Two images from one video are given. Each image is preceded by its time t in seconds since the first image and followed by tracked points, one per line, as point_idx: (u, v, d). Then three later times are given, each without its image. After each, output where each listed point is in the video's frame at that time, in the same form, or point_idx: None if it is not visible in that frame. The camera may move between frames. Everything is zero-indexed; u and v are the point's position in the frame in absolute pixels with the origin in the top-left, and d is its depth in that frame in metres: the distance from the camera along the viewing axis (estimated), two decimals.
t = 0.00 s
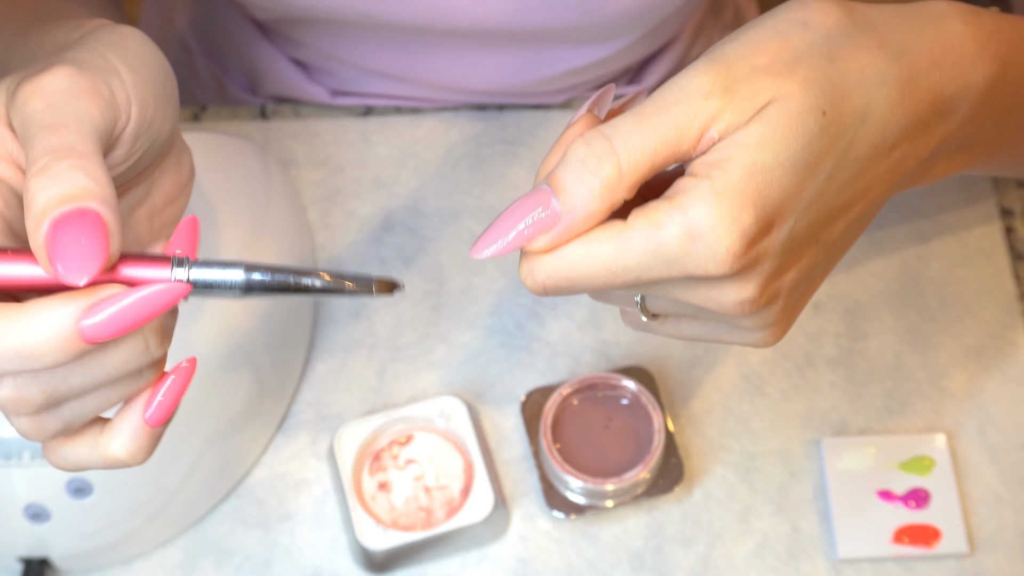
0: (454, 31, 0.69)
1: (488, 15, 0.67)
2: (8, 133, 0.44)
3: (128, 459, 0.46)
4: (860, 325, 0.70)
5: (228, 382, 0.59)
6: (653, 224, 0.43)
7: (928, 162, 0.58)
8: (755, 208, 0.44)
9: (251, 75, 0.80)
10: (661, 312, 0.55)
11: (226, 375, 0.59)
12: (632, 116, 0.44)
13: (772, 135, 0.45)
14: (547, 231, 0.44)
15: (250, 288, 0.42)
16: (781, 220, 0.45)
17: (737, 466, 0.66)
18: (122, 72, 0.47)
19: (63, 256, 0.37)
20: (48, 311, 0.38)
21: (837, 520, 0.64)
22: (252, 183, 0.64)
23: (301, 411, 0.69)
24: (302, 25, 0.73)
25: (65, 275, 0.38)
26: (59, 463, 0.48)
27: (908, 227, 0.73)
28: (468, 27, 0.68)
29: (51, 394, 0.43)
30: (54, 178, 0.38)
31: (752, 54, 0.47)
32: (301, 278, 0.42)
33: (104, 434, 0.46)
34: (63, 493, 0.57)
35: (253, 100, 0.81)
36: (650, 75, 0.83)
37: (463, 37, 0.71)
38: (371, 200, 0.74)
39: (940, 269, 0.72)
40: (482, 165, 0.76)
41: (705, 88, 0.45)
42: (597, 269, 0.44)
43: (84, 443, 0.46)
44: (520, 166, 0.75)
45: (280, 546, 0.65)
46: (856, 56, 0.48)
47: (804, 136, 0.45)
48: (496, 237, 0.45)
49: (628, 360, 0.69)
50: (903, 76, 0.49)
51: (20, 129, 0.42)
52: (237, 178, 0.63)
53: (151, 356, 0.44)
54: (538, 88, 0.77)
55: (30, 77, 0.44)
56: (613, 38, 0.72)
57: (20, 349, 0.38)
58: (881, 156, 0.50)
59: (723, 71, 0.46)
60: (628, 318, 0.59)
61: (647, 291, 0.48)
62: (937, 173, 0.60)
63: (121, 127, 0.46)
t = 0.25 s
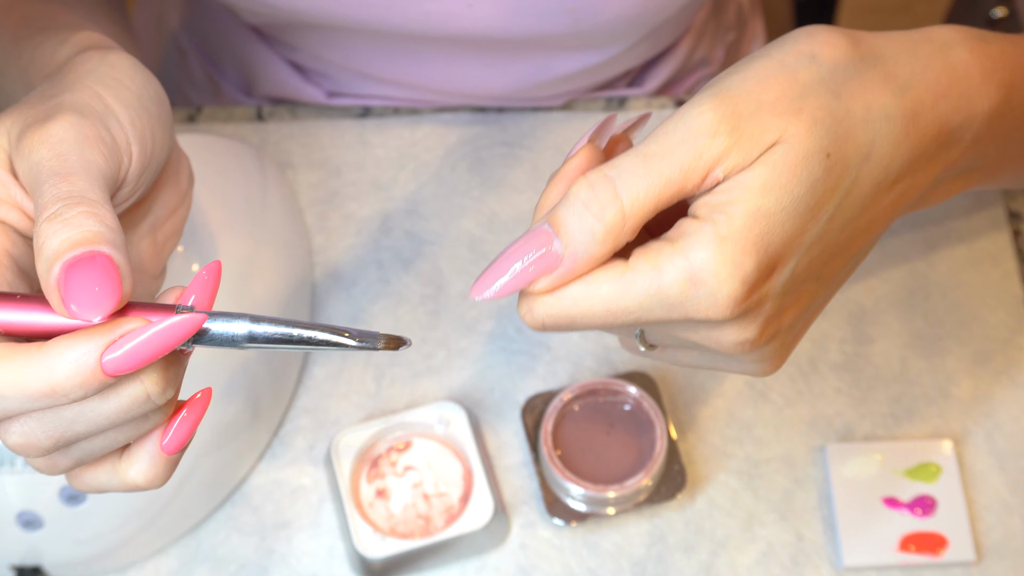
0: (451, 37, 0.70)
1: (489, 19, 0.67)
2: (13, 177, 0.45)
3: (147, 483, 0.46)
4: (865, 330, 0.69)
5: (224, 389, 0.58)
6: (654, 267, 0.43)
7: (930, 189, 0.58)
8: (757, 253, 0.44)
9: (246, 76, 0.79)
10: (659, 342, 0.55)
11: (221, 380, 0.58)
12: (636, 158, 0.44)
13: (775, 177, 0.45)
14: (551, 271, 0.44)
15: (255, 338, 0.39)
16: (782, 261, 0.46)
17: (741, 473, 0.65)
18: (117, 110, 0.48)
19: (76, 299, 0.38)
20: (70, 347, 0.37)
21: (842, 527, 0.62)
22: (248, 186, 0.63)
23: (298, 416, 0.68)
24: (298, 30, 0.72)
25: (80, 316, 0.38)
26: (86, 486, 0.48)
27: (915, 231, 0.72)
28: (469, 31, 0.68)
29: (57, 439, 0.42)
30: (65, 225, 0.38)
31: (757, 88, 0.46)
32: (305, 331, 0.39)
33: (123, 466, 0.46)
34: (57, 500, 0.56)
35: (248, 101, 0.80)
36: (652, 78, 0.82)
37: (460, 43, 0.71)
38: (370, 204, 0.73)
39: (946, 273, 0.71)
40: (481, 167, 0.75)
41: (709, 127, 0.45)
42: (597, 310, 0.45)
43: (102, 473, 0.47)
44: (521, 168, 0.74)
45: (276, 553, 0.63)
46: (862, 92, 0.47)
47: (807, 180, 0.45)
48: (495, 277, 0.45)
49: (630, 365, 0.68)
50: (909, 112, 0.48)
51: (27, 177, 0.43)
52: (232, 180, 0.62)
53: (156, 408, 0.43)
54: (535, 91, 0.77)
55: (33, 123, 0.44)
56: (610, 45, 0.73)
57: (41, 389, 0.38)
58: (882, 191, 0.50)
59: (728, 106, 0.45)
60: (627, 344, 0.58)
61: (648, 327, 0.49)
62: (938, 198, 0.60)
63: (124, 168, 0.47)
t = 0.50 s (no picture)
0: (447, 37, 0.68)
1: (489, 18, 0.66)
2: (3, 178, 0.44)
3: (145, 486, 0.45)
4: (870, 334, 0.68)
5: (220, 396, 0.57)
6: (641, 303, 0.44)
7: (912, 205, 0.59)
8: (744, 285, 0.44)
9: (241, 78, 0.78)
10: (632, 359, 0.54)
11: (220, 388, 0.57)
12: (616, 195, 0.45)
13: (760, 211, 0.45)
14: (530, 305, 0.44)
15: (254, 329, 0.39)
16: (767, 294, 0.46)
17: (744, 480, 0.64)
18: (109, 111, 0.47)
19: (72, 293, 0.36)
20: (64, 340, 0.37)
21: (847, 535, 0.61)
22: (244, 188, 0.62)
23: (295, 422, 0.67)
24: (293, 33, 0.71)
25: (76, 311, 0.37)
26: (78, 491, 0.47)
27: (922, 234, 0.71)
28: (468, 31, 0.67)
29: (56, 437, 0.41)
30: (59, 221, 0.37)
31: (738, 123, 0.46)
32: (304, 321, 0.40)
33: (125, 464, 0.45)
34: (50, 508, 0.54)
35: (243, 103, 0.79)
36: (654, 79, 0.81)
37: (457, 45, 0.70)
38: (367, 206, 0.72)
39: (953, 277, 0.70)
40: (481, 169, 0.74)
41: (691, 162, 0.45)
42: (587, 352, 0.45)
43: (100, 475, 0.46)
44: (521, 170, 0.73)
45: (273, 562, 0.62)
46: (845, 120, 0.48)
47: (793, 210, 0.45)
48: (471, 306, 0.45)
49: (632, 370, 0.68)
50: (892, 138, 0.49)
51: (21, 176, 0.41)
52: (229, 182, 0.61)
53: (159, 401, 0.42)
54: (534, 93, 0.76)
55: (24, 124, 0.43)
56: (610, 45, 0.72)
57: (33, 383, 0.37)
58: (862, 217, 0.51)
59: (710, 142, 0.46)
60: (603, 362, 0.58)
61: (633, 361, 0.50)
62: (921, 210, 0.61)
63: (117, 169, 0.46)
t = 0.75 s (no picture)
0: (449, 35, 0.68)
1: (492, 18, 0.66)
2: (20, 150, 0.43)
3: (150, 469, 0.44)
4: (875, 339, 0.67)
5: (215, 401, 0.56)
6: (638, 323, 0.48)
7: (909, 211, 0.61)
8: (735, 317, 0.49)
9: (239, 79, 0.77)
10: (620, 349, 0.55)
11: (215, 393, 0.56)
12: (638, 210, 0.44)
13: (769, 244, 0.47)
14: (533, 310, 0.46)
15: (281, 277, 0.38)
16: (752, 322, 0.51)
17: (747, 486, 0.63)
18: (133, 93, 0.46)
19: (101, 244, 0.35)
20: (67, 297, 0.36)
21: (852, 542, 0.60)
22: (241, 189, 0.61)
23: (292, 428, 0.66)
24: (293, 32, 0.70)
25: (107, 263, 0.36)
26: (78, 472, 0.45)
27: (927, 238, 0.71)
28: (471, 30, 0.67)
29: (81, 393, 0.40)
30: (85, 180, 0.36)
31: (767, 147, 0.47)
32: (336, 270, 0.38)
33: (135, 440, 0.44)
34: (43, 514, 0.52)
35: (239, 104, 0.79)
36: (655, 80, 0.80)
37: (459, 44, 0.69)
38: (365, 210, 0.71)
39: (959, 281, 0.69)
40: (480, 172, 0.73)
41: (720, 186, 0.45)
42: (579, 355, 0.49)
43: (106, 453, 0.44)
44: (521, 172, 0.72)
45: (268, 570, 0.61)
46: (863, 154, 0.50)
47: (799, 246, 0.48)
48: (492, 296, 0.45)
49: (633, 376, 0.67)
50: (897, 173, 0.52)
51: (41, 146, 0.41)
52: (226, 184, 0.60)
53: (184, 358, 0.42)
54: (535, 93, 0.76)
55: (46, 96, 0.43)
56: (612, 45, 0.72)
57: (35, 341, 0.36)
58: (854, 239, 0.55)
59: (739, 163, 0.46)
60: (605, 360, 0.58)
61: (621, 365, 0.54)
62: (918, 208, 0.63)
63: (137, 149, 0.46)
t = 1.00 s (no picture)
0: (448, 40, 0.68)
1: (493, 20, 0.65)
2: (74, 127, 0.48)
3: (206, 456, 0.48)
4: (880, 343, 0.66)
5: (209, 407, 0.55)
6: (642, 310, 0.48)
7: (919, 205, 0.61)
8: (742, 309, 0.48)
9: (235, 80, 0.76)
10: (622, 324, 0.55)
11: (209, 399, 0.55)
12: (645, 194, 0.44)
13: (778, 234, 0.47)
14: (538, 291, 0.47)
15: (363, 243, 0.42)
16: (760, 314, 0.50)
17: (751, 493, 0.62)
18: (184, 75, 0.52)
19: (192, 213, 0.39)
20: (155, 262, 0.39)
21: (857, 550, 0.59)
22: (237, 190, 0.60)
23: (289, 434, 0.65)
24: (291, 34, 0.69)
25: (196, 231, 0.39)
26: (126, 461, 0.48)
27: (932, 240, 0.70)
28: (472, 32, 0.66)
29: (160, 362, 0.43)
30: (163, 151, 0.41)
31: (778, 134, 0.47)
32: (410, 235, 0.43)
33: (192, 425, 0.47)
34: (36, 520, 0.51)
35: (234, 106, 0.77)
36: (657, 81, 0.80)
37: (457, 48, 0.69)
38: (362, 212, 0.69)
39: (965, 284, 0.68)
40: (479, 173, 0.71)
41: (728, 173, 0.45)
42: (581, 340, 0.49)
43: (166, 437, 0.48)
44: (521, 174, 0.71)
45: None
46: (874, 144, 0.50)
47: (808, 237, 0.48)
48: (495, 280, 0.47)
49: (634, 381, 0.66)
50: (910, 165, 0.51)
51: (103, 120, 0.46)
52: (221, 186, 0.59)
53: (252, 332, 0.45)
54: (535, 95, 0.75)
55: (103, 75, 0.48)
56: (614, 46, 0.71)
57: (124, 306, 0.38)
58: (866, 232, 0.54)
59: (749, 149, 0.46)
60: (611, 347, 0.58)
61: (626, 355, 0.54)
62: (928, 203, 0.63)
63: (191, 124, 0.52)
